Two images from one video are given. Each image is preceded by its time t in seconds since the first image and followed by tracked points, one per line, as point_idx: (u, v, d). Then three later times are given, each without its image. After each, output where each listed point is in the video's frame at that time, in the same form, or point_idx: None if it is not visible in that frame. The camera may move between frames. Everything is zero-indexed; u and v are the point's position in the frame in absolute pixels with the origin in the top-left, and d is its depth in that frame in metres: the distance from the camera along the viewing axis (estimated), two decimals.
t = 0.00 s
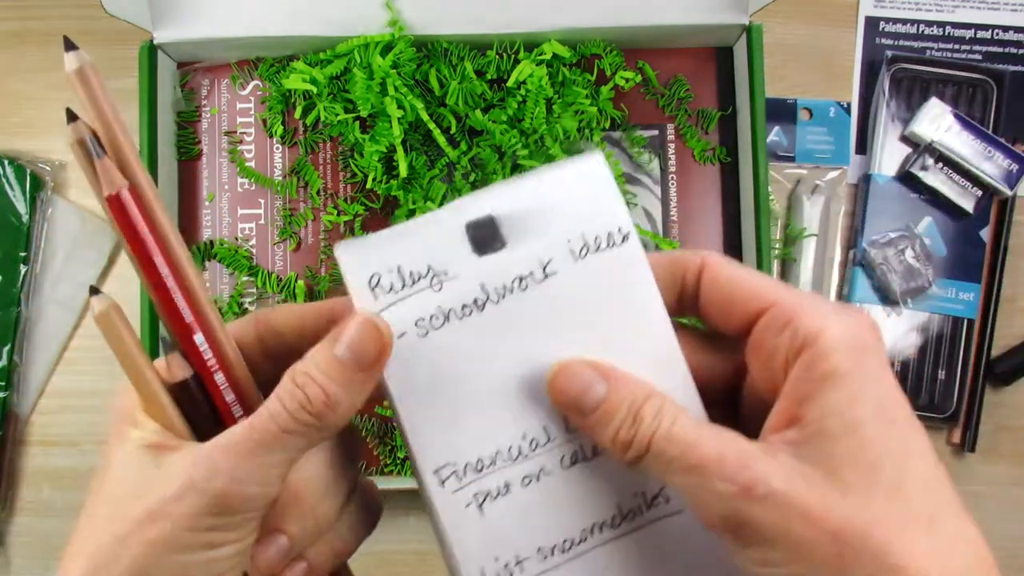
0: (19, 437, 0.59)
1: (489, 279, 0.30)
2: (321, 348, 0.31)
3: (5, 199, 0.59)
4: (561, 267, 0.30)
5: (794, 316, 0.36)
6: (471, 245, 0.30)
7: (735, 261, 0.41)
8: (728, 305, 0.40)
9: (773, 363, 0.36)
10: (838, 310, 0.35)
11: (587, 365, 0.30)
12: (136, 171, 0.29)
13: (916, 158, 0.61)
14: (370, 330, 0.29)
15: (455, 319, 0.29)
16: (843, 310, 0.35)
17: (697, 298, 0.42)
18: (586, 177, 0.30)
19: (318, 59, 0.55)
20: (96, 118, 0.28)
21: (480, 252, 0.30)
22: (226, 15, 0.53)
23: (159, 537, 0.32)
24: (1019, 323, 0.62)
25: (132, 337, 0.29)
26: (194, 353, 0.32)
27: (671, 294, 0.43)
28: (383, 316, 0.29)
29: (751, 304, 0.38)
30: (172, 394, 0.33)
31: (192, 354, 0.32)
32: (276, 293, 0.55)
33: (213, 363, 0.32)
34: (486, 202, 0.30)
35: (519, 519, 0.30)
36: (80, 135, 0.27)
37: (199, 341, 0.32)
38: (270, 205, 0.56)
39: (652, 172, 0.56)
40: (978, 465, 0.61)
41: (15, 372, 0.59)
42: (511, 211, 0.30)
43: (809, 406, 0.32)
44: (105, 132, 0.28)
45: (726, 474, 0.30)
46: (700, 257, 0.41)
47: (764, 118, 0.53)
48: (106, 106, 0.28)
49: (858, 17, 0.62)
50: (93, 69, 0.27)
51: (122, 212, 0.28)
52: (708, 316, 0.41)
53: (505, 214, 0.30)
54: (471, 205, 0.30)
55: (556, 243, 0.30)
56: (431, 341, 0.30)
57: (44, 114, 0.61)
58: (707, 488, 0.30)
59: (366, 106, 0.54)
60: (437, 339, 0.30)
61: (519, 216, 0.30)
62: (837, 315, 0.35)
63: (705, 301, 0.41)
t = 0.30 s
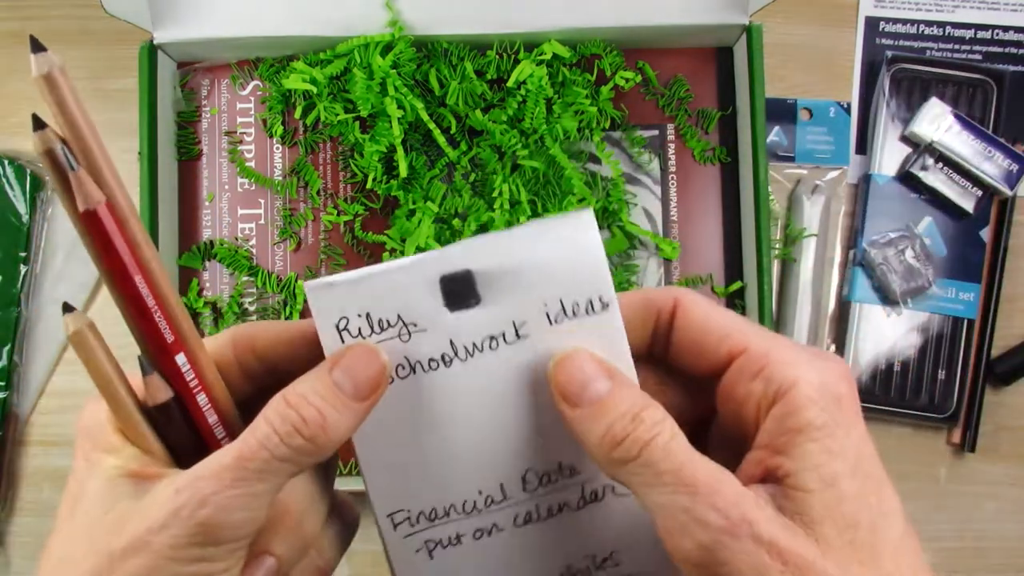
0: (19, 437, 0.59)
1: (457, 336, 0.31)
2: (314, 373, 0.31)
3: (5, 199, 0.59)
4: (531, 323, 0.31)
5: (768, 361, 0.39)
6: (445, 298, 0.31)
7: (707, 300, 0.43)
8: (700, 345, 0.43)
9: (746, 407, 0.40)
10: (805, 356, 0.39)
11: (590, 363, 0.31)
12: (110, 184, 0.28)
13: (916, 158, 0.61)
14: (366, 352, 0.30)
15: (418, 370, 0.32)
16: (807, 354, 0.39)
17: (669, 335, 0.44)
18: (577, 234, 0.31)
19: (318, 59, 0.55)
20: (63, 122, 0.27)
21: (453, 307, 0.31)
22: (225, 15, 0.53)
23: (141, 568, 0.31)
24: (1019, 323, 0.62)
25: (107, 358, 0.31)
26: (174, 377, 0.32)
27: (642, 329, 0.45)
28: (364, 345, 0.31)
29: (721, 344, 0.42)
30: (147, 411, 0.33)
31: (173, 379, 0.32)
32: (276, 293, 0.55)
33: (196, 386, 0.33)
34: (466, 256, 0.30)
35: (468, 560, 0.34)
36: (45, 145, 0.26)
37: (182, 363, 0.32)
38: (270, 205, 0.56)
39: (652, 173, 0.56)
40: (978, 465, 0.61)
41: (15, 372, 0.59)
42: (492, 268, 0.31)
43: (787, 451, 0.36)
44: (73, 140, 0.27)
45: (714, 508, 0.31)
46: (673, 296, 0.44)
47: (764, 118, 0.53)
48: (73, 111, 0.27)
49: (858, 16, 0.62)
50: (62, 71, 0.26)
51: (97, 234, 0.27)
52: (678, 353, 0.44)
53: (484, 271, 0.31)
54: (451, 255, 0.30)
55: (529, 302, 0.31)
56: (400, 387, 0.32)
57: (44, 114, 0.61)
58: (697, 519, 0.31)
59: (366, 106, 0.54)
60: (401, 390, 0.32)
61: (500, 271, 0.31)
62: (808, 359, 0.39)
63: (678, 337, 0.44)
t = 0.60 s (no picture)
0: (19, 437, 0.59)
1: (459, 347, 0.29)
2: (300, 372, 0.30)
3: (5, 199, 0.60)
4: (545, 331, 0.29)
5: (774, 377, 0.35)
6: (449, 305, 0.28)
7: (738, 274, 0.39)
8: (712, 325, 0.38)
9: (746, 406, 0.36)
10: (815, 378, 0.35)
11: (590, 339, 0.29)
12: (82, 177, 0.24)
13: (916, 158, 0.61)
14: (369, 347, 0.28)
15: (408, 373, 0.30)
16: (820, 370, 0.36)
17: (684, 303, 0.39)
18: (618, 259, 0.28)
19: (318, 59, 0.55)
20: (16, 105, 0.22)
21: (457, 314, 0.28)
22: (226, 15, 0.53)
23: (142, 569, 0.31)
24: (1019, 323, 0.62)
25: (88, 375, 0.28)
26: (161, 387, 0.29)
27: (660, 288, 0.39)
28: (352, 330, 0.28)
29: (732, 331, 0.37)
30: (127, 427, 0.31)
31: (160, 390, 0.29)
32: (276, 293, 0.55)
33: (187, 394, 0.30)
34: (486, 264, 0.27)
35: (440, 546, 0.37)
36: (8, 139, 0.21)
37: (172, 371, 0.29)
38: (270, 205, 0.56)
39: (652, 173, 0.56)
40: (977, 465, 0.61)
41: (15, 372, 0.59)
42: (512, 280, 0.28)
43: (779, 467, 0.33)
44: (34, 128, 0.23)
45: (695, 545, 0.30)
46: (701, 262, 0.38)
47: (765, 118, 0.53)
48: (34, 93, 0.22)
49: (858, 16, 0.62)
50: (16, 44, 0.21)
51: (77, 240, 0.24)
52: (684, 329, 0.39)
53: (505, 281, 0.28)
54: (470, 260, 0.26)
55: (543, 315, 0.29)
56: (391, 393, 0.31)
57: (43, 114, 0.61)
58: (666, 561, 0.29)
59: (366, 106, 0.55)
60: (387, 397, 0.31)
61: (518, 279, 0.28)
62: (818, 390, 0.35)
63: (691, 309, 0.39)
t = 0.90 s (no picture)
0: (18, 437, 0.59)
1: (452, 404, 0.30)
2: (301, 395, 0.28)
3: (5, 199, 0.60)
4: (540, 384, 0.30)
5: (778, 369, 0.35)
6: (442, 361, 0.28)
7: (719, 270, 0.37)
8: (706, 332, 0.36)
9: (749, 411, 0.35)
10: (815, 351, 0.35)
11: (491, 420, 0.30)
12: (129, 190, 0.23)
13: (916, 158, 0.61)
14: (374, 377, 0.27)
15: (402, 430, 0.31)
16: (818, 351, 0.36)
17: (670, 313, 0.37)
18: (614, 319, 0.28)
19: (318, 59, 0.55)
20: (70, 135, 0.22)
21: (450, 372, 0.29)
22: (226, 15, 0.53)
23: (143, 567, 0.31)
24: (1020, 323, 0.62)
25: (113, 395, 0.27)
26: (198, 417, 0.28)
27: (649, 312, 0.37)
28: (354, 350, 0.27)
29: (728, 333, 0.36)
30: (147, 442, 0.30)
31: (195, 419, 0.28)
32: (276, 293, 0.55)
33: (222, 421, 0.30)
34: (476, 325, 0.27)
35: None
36: (58, 168, 0.21)
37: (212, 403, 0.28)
38: (270, 205, 0.55)
39: (652, 172, 0.56)
40: (978, 465, 0.61)
41: (14, 372, 0.59)
42: (504, 338, 0.28)
43: (786, 464, 0.33)
44: (82, 146, 0.22)
45: None
46: (681, 271, 0.37)
47: (764, 119, 0.53)
48: (93, 124, 0.22)
49: (858, 17, 0.62)
50: (77, 70, 0.21)
51: (122, 269, 0.23)
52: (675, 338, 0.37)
53: (498, 342, 0.28)
54: (459, 322, 0.27)
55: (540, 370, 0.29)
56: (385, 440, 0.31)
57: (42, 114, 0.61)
58: None
59: (366, 106, 0.55)
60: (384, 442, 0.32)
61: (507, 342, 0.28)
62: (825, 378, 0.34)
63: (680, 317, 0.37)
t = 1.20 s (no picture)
0: (18, 437, 0.59)
1: (470, 411, 0.30)
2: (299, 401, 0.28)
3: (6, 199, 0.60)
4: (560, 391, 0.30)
5: (811, 408, 0.34)
6: (460, 365, 0.28)
7: (746, 294, 0.37)
8: (734, 357, 0.36)
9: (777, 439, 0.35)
10: (851, 388, 0.35)
11: (523, 430, 0.30)
12: (121, 179, 0.23)
13: (916, 158, 0.61)
14: (368, 382, 0.27)
15: (417, 436, 0.31)
16: (855, 385, 0.35)
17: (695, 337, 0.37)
18: (647, 328, 0.28)
19: (318, 59, 0.55)
20: (59, 121, 0.21)
21: (468, 377, 0.29)
22: (226, 15, 0.53)
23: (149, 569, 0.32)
24: (1019, 323, 0.62)
25: (109, 399, 0.27)
26: (198, 422, 0.28)
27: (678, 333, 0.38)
28: (346, 353, 0.26)
29: (756, 365, 0.36)
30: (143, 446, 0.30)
31: (195, 424, 0.28)
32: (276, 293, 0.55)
33: (224, 427, 0.29)
34: (501, 330, 0.27)
35: None
36: (43, 160, 0.21)
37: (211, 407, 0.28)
38: (270, 205, 0.55)
39: (652, 172, 0.56)
40: (977, 465, 0.61)
41: (15, 372, 0.59)
42: (529, 343, 0.28)
43: (819, 508, 0.32)
44: (72, 135, 0.22)
45: None
46: (708, 294, 0.37)
47: (764, 119, 0.53)
48: (79, 109, 0.21)
49: (858, 17, 0.62)
50: (62, 51, 0.20)
51: (116, 265, 0.22)
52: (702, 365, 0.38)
53: (522, 346, 0.28)
54: (485, 324, 0.26)
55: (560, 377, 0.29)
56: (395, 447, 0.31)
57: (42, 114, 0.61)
58: None
59: (366, 106, 0.55)
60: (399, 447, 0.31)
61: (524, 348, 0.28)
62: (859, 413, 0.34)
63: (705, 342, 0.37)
